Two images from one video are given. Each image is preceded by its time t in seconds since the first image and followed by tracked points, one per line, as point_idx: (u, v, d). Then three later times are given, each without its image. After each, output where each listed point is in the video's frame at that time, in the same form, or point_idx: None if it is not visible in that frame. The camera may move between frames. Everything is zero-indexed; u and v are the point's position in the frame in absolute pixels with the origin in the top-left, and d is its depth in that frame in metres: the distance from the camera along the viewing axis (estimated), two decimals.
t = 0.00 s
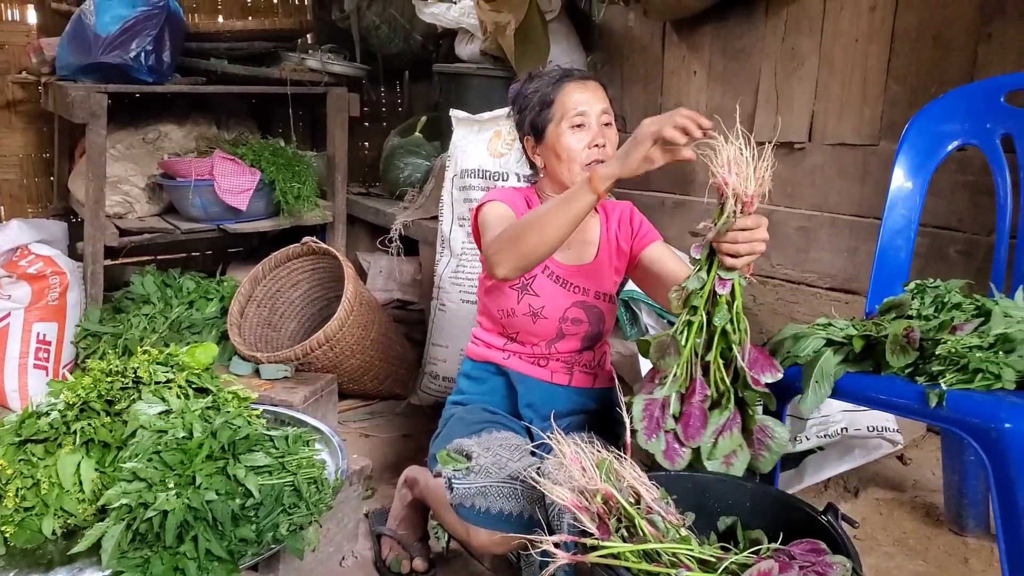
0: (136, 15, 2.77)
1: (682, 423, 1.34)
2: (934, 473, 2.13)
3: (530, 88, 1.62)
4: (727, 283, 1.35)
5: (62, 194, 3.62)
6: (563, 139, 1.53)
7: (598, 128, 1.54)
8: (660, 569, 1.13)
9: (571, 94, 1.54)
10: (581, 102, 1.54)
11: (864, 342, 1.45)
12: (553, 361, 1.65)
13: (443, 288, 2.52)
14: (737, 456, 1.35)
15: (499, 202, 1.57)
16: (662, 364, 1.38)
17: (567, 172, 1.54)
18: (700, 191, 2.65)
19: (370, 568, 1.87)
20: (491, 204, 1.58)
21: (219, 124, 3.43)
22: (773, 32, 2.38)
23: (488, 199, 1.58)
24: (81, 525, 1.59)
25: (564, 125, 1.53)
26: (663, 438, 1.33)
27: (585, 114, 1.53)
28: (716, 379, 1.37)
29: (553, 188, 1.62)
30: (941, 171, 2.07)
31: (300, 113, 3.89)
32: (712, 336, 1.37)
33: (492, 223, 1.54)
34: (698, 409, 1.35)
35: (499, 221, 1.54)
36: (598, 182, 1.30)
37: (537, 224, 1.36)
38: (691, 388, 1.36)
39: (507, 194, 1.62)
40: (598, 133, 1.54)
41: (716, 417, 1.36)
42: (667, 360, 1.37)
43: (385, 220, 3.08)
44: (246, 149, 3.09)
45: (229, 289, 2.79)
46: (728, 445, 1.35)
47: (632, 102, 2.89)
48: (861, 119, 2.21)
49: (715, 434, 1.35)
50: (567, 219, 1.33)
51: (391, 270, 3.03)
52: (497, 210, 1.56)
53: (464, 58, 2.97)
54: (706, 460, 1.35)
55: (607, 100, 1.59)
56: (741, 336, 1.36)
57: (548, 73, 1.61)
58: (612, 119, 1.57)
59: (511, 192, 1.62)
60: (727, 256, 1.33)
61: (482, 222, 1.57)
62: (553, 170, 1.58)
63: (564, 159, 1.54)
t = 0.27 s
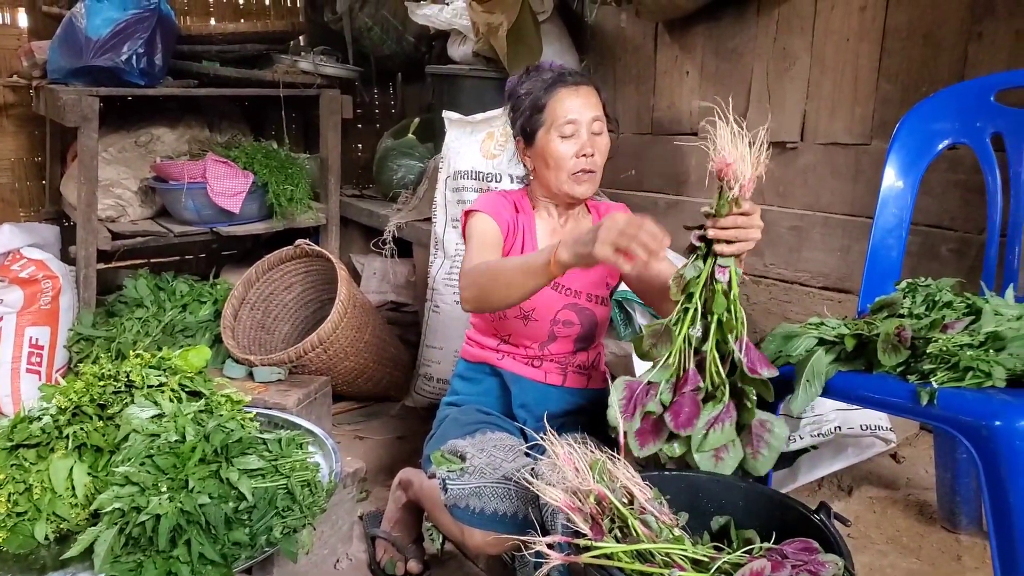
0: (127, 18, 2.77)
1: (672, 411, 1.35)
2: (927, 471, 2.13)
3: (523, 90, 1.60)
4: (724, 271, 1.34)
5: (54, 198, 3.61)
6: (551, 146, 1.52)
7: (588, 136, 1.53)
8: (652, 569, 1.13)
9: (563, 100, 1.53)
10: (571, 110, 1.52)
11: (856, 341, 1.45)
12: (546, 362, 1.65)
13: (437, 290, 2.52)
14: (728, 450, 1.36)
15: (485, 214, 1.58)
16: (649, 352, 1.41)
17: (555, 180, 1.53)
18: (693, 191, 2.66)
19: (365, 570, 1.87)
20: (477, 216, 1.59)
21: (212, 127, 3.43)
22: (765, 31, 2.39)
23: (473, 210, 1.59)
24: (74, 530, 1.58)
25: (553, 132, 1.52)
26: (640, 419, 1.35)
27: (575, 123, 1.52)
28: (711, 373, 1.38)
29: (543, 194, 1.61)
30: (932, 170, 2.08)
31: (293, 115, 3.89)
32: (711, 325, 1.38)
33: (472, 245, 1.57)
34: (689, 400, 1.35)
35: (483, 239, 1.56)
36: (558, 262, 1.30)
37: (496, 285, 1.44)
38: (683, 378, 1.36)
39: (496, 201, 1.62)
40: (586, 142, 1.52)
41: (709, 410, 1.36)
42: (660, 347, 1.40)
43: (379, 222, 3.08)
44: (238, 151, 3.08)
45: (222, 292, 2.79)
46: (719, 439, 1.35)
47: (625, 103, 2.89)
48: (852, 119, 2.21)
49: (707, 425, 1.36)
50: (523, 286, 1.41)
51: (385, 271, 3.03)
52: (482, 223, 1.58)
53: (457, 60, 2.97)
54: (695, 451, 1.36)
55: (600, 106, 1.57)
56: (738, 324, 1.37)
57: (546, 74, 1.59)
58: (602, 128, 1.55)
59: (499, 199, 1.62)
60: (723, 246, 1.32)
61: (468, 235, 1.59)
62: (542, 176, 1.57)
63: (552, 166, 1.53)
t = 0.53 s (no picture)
0: (117, 19, 2.76)
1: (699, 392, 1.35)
2: (918, 469, 2.14)
3: (522, 87, 1.54)
4: (725, 265, 1.40)
5: (45, 201, 3.59)
6: (539, 158, 1.51)
7: (577, 151, 1.51)
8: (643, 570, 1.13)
9: (558, 111, 1.49)
10: (565, 124, 1.49)
11: (846, 340, 1.45)
12: (535, 364, 1.65)
13: (429, 291, 2.52)
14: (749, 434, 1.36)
15: (473, 222, 1.57)
16: (672, 343, 1.34)
17: (541, 193, 1.53)
18: (685, 191, 2.66)
19: (358, 572, 1.87)
20: (465, 223, 1.58)
21: (204, 129, 3.43)
22: (756, 32, 2.39)
23: (461, 216, 1.58)
24: (64, 534, 1.57)
25: (542, 144, 1.50)
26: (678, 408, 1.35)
27: (565, 138, 1.49)
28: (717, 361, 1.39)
29: (530, 201, 1.62)
30: (923, 170, 2.09)
31: (285, 117, 3.88)
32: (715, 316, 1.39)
33: (460, 251, 1.56)
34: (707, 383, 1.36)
35: (471, 248, 1.55)
36: (541, 336, 1.30)
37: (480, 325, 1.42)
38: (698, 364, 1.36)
39: (483, 206, 1.62)
40: (575, 157, 1.50)
41: (726, 394, 1.37)
42: (680, 339, 1.34)
43: (372, 224, 3.08)
44: (230, 153, 3.08)
45: (214, 294, 2.78)
46: (741, 423, 1.35)
47: (617, 103, 2.89)
48: (843, 119, 2.22)
49: (726, 411, 1.36)
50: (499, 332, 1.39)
51: (377, 273, 3.03)
52: (470, 230, 1.57)
53: (449, 61, 2.97)
54: (725, 436, 1.34)
55: (596, 120, 1.53)
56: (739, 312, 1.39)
57: (549, 71, 1.53)
58: (594, 145, 1.53)
59: (487, 205, 1.61)
60: (727, 239, 1.38)
61: (455, 242, 1.58)
62: (531, 183, 1.57)
63: (539, 177, 1.53)
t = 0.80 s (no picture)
0: (106, 18, 2.75)
1: (669, 398, 1.42)
2: (907, 468, 2.15)
3: (524, 85, 1.51)
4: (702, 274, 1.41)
5: (34, 200, 3.58)
6: (540, 160, 1.48)
7: (579, 156, 1.48)
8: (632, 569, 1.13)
9: (562, 114, 1.46)
10: (568, 128, 1.46)
11: (835, 340, 1.45)
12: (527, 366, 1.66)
13: (421, 292, 2.52)
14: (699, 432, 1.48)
15: (468, 226, 1.53)
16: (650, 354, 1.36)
17: (539, 196, 1.51)
18: (677, 191, 2.66)
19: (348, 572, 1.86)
20: (460, 227, 1.53)
21: (194, 128, 3.42)
22: (747, 33, 2.40)
23: (455, 220, 1.53)
24: (53, 535, 1.56)
25: (544, 147, 1.47)
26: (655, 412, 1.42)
27: (568, 142, 1.46)
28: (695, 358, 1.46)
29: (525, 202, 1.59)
30: (913, 170, 2.09)
31: (276, 116, 3.88)
32: (692, 321, 1.44)
33: (453, 258, 1.51)
34: (681, 385, 1.43)
35: (466, 253, 1.51)
36: (550, 385, 1.28)
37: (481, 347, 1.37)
38: (676, 365, 1.42)
39: (478, 208, 1.58)
40: (576, 162, 1.47)
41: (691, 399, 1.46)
42: (653, 345, 1.44)
43: (363, 223, 3.07)
44: (220, 153, 3.07)
45: (205, 294, 2.78)
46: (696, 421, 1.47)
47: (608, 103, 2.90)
48: (834, 119, 2.23)
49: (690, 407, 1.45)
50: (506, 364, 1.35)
51: (369, 273, 3.02)
52: (466, 235, 1.53)
53: (440, 60, 2.97)
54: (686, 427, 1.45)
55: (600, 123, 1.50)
56: (716, 317, 1.44)
57: (552, 70, 1.50)
58: (596, 150, 1.50)
59: (481, 207, 1.58)
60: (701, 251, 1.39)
61: (450, 247, 1.54)
62: (529, 185, 1.54)
63: (538, 180, 1.50)
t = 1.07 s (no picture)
0: (99, 17, 2.74)
1: (673, 413, 1.49)
2: (901, 468, 2.15)
3: (533, 85, 1.50)
4: (697, 287, 1.48)
5: (26, 200, 3.56)
6: (548, 162, 1.47)
7: (587, 159, 1.47)
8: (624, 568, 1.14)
9: (572, 116, 1.45)
10: (578, 130, 1.45)
11: (829, 339, 1.46)
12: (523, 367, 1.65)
13: (415, 291, 2.52)
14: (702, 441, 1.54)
15: (472, 225, 1.51)
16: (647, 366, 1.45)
17: (543, 197, 1.50)
18: (671, 191, 2.66)
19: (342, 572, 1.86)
20: (464, 226, 1.52)
21: (188, 127, 3.41)
22: (742, 33, 2.40)
23: (459, 218, 1.51)
24: (44, 537, 1.55)
25: (552, 147, 1.46)
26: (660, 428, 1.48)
27: (577, 145, 1.45)
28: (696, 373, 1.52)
29: (528, 203, 1.58)
30: (907, 170, 2.10)
31: (270, 115, 3.87)
32: (691, 332, 1.51)
33: (456, 257, 1.49)
34: (683, 400, 1.50)
35: (471, 251, 1.49)
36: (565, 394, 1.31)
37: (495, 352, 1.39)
38: (676, 379, 1.49)
39: (481, 206, 1.56)
40: (584, 165, 1.47)
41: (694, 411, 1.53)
42: (654, 360, 1.49)
43: (357, 223, 3.06)
44: (214, 152, 3.06)
45: (198, 294, 2.77)
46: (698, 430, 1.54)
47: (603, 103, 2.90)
48: (828, 119, 2.23)
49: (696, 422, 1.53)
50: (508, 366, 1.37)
51: (363, 272, 3.01)
52: (469, 233, 1.51)
53: (435, 59, 2.96)
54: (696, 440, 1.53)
55: (608, 128, 1.50)
56: (712, 327, 1.52)
57: (563, 72, 1.49)
58: (603, 154, 1.49)
59: (483, 206, 1.56)
60: (695, 263, 1.45)
61: (452, 245, 1.52)
62: (534, 185, 1.53)
63: (544, 181, 1.49)
